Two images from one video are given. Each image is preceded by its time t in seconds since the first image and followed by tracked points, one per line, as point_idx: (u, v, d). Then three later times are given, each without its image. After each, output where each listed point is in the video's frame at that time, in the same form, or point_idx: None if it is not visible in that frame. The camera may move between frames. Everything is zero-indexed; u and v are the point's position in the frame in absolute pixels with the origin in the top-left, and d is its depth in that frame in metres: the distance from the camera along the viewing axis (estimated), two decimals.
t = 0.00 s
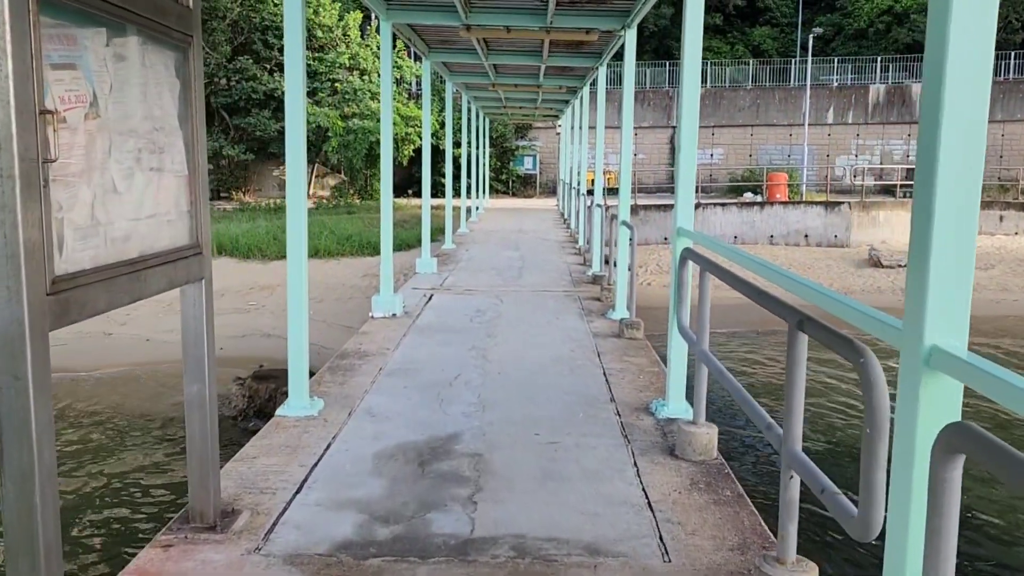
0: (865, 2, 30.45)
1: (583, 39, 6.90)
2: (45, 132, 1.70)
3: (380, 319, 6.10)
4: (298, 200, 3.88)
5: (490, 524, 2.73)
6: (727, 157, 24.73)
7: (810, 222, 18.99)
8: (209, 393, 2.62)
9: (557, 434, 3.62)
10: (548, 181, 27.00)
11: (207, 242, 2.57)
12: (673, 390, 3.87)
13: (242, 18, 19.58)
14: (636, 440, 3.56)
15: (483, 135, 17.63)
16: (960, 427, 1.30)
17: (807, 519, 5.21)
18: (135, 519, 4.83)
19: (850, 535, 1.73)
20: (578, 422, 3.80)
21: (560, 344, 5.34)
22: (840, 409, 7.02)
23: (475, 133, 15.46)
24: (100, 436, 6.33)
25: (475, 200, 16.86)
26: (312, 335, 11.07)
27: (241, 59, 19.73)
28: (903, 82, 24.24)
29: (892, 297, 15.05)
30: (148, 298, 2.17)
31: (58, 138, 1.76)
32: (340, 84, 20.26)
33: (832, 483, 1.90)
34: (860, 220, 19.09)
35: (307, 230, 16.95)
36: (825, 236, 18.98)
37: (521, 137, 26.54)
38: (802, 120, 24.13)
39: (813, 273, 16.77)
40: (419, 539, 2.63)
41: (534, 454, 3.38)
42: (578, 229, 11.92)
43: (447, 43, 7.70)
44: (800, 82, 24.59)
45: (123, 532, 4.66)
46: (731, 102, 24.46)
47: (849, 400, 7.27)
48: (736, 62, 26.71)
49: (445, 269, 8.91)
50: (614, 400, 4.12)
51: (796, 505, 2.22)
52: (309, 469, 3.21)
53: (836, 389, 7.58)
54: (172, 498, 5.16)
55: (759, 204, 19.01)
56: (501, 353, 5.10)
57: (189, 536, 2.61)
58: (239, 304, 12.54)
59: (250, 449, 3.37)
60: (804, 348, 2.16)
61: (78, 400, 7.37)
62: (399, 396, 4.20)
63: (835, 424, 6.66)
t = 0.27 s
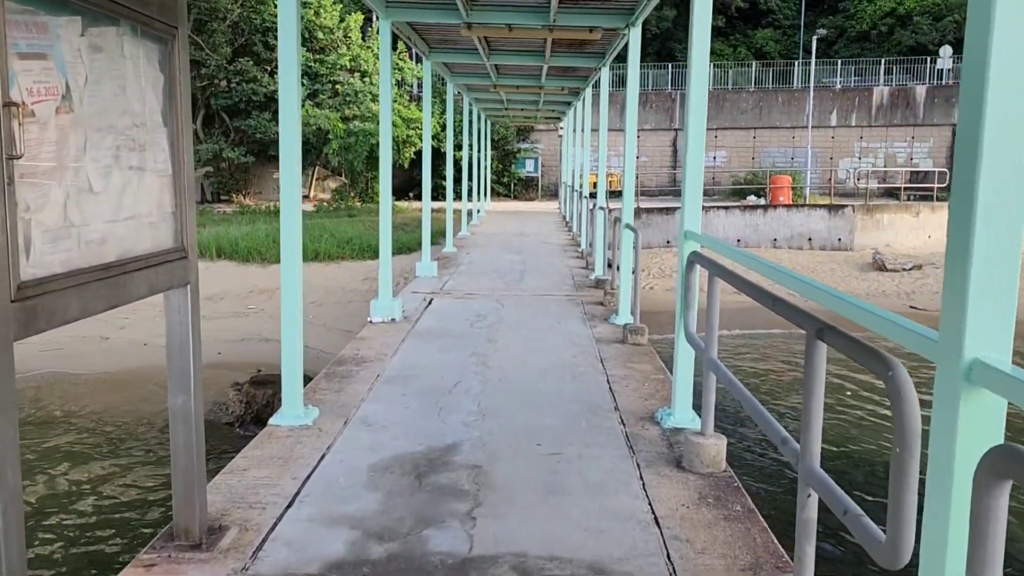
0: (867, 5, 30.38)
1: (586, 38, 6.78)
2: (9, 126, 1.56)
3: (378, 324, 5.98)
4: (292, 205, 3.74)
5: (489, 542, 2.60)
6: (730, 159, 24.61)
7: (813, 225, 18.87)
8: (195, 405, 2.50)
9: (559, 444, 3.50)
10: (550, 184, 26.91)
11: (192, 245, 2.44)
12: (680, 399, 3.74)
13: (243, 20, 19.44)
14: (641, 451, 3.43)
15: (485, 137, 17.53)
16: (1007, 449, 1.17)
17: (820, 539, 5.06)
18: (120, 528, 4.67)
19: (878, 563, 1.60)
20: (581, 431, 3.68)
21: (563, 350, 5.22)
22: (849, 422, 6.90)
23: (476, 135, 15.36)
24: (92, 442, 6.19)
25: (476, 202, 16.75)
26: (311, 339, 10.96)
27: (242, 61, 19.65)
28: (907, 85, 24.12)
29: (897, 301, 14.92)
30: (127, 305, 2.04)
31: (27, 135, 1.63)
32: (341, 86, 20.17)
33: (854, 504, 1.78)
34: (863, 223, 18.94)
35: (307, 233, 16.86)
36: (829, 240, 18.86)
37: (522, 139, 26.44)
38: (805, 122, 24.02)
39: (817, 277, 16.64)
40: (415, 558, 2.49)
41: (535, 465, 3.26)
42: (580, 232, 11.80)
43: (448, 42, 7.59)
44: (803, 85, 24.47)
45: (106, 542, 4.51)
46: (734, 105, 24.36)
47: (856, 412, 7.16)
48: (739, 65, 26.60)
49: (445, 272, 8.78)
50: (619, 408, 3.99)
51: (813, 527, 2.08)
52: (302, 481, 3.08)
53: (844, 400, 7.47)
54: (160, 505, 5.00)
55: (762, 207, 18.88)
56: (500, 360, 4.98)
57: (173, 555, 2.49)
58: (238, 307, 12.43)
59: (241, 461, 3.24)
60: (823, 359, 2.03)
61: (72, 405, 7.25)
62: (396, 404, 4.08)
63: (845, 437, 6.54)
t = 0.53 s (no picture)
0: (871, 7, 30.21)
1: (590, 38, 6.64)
2: None
3: (375, 330, 5.85)
4: (282, 211, 3.63)
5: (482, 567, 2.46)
6: (734, 162, 24.47)
7: (819, 228, 18.71)
8: (172, 418, 2.36)
9: (557, 458, 3.36)
10: (553, 186, 26.79)
11: (168, 251, 2.30)
12: (684, 412, 3.59)
13: (244, 20, 19.37)
14: (644, 466, 3.28)
15: (487, 139, 17.40)
16: None
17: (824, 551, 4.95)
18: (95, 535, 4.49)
19: None
20: (580, 444, 3.54)
21: (563, 358, 5.09)
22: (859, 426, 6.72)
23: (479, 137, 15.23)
24: (83, 446, 6.03)
25: (478, 204, 16.63)
26: (311, 343, 10.83)
27: (243, 61, 19.53)
28: (912, 87, 23.95)
29: (903, 305, 14.77)
30: (90, 317, 1.90)
31: None
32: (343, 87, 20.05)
33: (875, 539, 1.63)
34: (869, 226, 18.76)
35: (308, 235, 16.74)
36: (834, 243, 18.71)
37: (525, 141, 26.32)
38: (809, 124, 23.85)
39: (822, 280, 16.48)
40: None
41: (533, 481, 3.12)
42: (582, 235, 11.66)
43: (448, 43, 7.48)
44: (808, 87, 24.31)
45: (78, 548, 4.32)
46: (738, 106, 24.22)
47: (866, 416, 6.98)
48: (744, 66, 26.45)
49: (445, 276, 8.64)
50: (620, 419, 3.86)
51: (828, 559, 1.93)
52: (289, 498, 2.95)
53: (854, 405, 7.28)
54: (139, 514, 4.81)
55: (767, 210, 18.72)
56: (499, 368, 4.84)
57: None
58: (238, 310, 12.31)
59: (226, 477, 3.10)
60: (840, 379, 1.88)
61: (61, 409, 7.08)
62: (391, 415, 3.94)
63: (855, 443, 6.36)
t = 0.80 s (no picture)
0: (876, 6, 30.02)
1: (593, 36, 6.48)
2: None
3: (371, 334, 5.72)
4: (272, 215, 3.50)
5: None
6: (738, 162, 24.32)
7: (823, 229, 18.55)
8: (146, 437, 2.22)
9: (557, 473, 3.22)
10: (555, 187, 26.65)
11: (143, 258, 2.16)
12: (688, 424, 3.46)
13: (244, 19, 19.27)
14: (648, 482, 3.14)
15: (489, 139, 17.25)
16: None
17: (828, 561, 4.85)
18: (60, 549, 4.31)
19: None
20: (581, 458, 3.39)
21: (563, 365, 4.94)
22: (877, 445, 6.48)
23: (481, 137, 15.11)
24: (75, 449, 5.90)
25: (480, 204, 16.49)
26: (310, 344, 10.70)
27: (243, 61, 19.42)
28: (917, 87, 23.77)
29: (909, 307, 14.59)
30: (51, 333, 1.78)
31: None
32: (344, 87, 19.94)
33: None
34: (874, 226, 18.45)
35: (308, 235, 16.62)
36: (839, 244, 18.54)
37: (528, 141, 26.17)
38: (814, 124, 23.68)
39: (827, 282, 16.31)
40: None
41: (531, 499, 2.97)
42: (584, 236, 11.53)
43: (448, 41, 7.35)
44: (812, 87, 24.15)
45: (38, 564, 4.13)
46: (742, 106, 24.07)
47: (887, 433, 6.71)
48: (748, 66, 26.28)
49: (445, 279, 8.51)
50: (622, 431, 3.71)
51: None
52: (275, 517, 2.80)
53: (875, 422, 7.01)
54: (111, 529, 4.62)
55: (771, 211, 18.56)
56: (498, 375, 4.70)
57: None
58: (236, 311, 12.18)
59: (209, 493, 2.96)
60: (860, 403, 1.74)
61: (50, 411, 6.93)
62: (385, 425, 3.80)
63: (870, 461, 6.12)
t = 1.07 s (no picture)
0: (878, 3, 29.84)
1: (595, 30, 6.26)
2: None
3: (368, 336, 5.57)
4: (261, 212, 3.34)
5: None
6: (740, 160, 24.16)
7: (827, 227, 18.41)
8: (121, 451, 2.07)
9: (559, 483, 3.07)
10: (556, 185, 26.50)
11: (118, 262, 2.02)
12: (696, 430, 3.31)
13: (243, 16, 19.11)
14: (655, 493, 2.99)
15: (490, 136, 17.09)
16: None
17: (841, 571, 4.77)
18: (36, 556, 4.15)
19: None
20: (584, 467, 3.24)
21: (565, 368, 4.80)
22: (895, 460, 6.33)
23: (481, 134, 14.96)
24: (65, 449, 5.75)
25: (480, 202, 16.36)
26: (308, 345, 10.55)
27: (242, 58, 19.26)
28: (921, 84, 23.60)
29: (914, 306, 14.44)
30: (5, 341, 1.64)
31: None
32: (344, 84, 19.79)
33: None
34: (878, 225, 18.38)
35: (307, 234, 16.47)
36: (842, 242, 18.38)
37: (529, 139, 26.00)
38: (817, 122, 23.52)
39: (831, 280, 16.16)
40: None
41: (532, 511, 2.83)
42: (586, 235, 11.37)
43: (448, 35, 7.20)
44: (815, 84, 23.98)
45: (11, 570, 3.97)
46: (745, 104, 23.91)
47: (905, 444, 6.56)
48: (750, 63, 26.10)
49: (444, 278, 8.36)
50: (627, 438, 3.56)
51: None
52: (262, 531, 2.66)
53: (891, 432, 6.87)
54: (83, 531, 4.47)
55: (774, 209, 18.41)
56: (498, 378, 4.55)
57: None
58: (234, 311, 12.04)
59: (194, 505, 2.83)
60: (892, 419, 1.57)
61: (33, 410, 6.78)
62: (380, 432, 3.66)
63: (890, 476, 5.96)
